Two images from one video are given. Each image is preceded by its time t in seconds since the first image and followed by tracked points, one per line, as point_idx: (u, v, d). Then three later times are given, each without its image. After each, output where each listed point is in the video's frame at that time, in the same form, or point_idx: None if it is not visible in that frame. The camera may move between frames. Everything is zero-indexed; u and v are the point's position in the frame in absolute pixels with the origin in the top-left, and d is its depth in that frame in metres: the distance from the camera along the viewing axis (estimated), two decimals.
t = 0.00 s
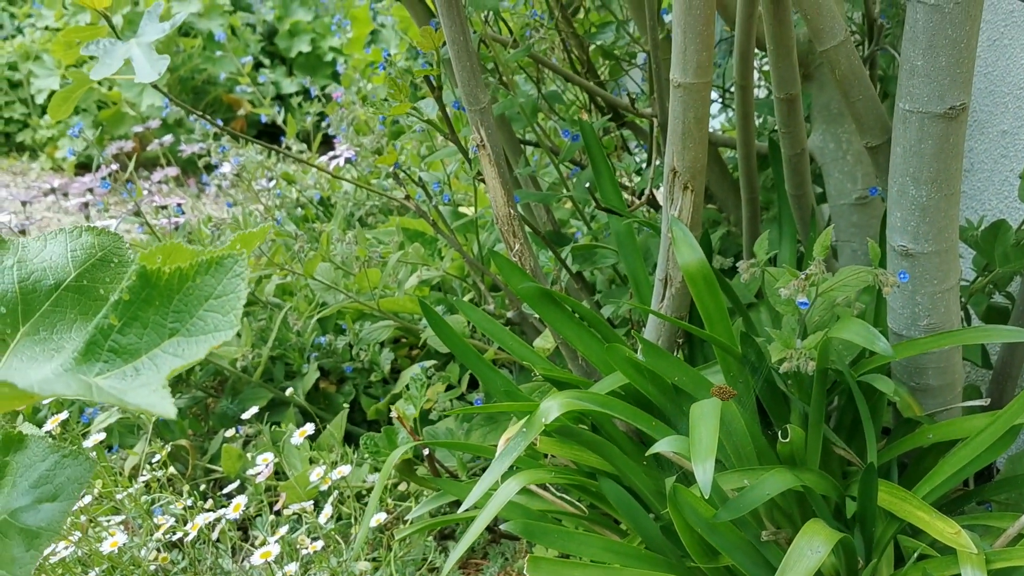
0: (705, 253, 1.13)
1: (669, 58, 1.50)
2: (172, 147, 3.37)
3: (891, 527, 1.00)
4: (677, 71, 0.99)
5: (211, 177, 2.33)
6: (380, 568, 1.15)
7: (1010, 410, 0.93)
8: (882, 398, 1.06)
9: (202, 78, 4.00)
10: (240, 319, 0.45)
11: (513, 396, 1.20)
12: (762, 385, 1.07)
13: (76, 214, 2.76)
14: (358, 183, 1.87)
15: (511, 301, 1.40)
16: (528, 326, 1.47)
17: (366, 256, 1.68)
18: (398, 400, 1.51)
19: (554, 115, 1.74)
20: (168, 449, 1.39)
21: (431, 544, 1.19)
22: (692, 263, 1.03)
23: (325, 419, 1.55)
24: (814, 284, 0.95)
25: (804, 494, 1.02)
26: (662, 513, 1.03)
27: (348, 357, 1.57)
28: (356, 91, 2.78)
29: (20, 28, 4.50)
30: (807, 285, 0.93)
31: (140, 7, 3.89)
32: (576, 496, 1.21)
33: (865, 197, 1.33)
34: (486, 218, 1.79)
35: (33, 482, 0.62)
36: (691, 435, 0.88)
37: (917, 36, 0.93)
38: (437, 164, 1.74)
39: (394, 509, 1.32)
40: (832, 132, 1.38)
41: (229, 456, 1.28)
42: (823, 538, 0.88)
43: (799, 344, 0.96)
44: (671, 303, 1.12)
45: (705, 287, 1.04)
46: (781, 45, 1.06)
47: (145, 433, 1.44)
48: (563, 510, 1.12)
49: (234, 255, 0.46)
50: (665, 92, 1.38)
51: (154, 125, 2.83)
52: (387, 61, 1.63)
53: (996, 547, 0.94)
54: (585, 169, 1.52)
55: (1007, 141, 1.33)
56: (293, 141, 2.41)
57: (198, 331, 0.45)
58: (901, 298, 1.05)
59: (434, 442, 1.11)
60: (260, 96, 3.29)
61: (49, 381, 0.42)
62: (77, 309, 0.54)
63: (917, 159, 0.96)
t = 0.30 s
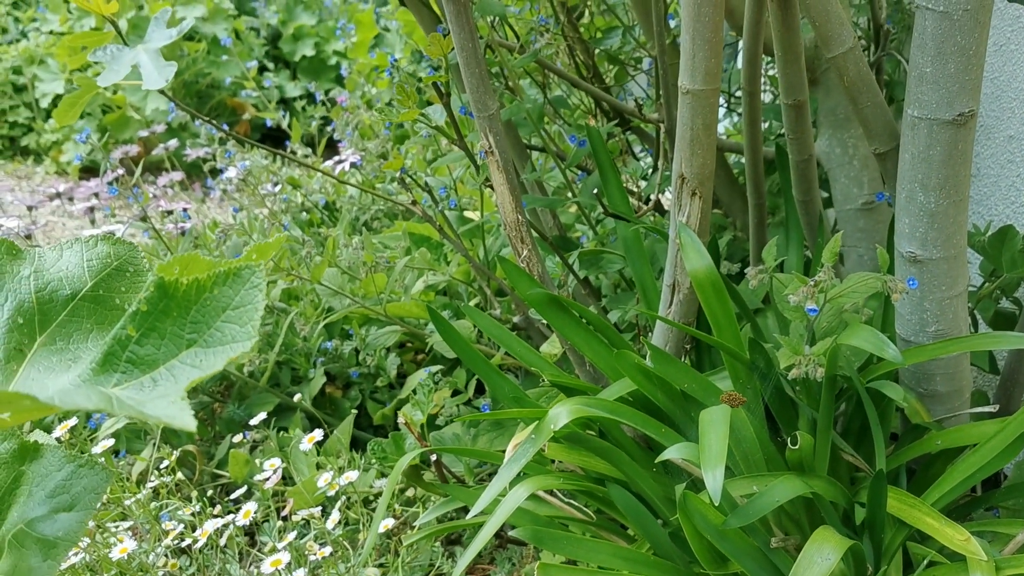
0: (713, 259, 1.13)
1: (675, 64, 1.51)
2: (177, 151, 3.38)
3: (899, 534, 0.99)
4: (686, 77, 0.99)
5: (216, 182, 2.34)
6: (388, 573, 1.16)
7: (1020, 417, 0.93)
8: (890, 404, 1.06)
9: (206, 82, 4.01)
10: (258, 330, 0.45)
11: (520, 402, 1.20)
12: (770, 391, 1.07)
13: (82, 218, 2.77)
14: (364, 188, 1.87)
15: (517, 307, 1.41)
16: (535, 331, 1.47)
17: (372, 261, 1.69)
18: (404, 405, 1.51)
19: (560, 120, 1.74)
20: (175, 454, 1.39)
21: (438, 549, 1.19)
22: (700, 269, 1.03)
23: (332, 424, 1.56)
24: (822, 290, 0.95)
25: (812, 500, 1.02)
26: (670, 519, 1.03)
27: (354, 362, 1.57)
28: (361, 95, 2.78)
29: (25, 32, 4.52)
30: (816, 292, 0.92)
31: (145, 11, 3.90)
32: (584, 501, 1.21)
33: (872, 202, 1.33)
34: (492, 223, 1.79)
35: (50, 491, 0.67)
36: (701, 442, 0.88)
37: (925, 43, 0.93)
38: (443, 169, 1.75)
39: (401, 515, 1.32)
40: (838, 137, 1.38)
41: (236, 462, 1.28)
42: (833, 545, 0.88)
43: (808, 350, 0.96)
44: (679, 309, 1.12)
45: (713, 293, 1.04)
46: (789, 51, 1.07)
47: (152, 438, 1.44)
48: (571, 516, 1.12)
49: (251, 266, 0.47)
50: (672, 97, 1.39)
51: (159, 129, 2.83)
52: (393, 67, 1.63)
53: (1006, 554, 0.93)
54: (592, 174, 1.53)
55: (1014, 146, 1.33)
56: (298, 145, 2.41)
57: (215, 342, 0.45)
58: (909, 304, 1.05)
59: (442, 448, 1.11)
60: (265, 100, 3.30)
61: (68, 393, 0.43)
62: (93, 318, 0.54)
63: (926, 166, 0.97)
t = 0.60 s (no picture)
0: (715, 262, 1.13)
1: (676, 68, 1.51)
2: (179, 154, 3.39)
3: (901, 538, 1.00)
4: (688, 82, 1.00)
5: (219, 185, 2.35)
6: None
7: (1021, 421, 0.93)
8: (891, 408, 1.06)
9: (209, 85, 4.02)
10: (263, 336, 0.45)
11: (523, 406, 1.21)
12: (771, 395, 1.07)
13: (85, 221, 2.78)
14: (366, 192, 1.88)
15: (519, 311, 1.41)
16: (537, 334, 1.48)
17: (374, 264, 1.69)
18: (406, 407, 1.51)
19: (561, 124, 1.75)
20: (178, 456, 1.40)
21: (440, 552, 1.19)
22: (701, 273, 1.04)
23: (334, 427, 1.56)
24: (824, 294, 0.95)
25: (814, 504, 1.02)
26: (672, 522, 1.03)
27: (357, 365, 1.57)
28: (363, 99, 2.79)
29: (28, 36, 4.53)
30: (818, 296, 0.93)
31: (147, 14, 3.92)
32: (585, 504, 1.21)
33: (873, 206, 1.33)
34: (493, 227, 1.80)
35: (57, 495, 0.67)
36: (703, 445, 0.88)
37: (926, 49, 0.93)
38: (446, 173, 1.75)
39: (403, 517, 1.32)
40: (839, 141, 1.39)
41: (239, 464, 1.28)
42: (834, 549, 0.88)
43: (809, 354, 0.97)
44: (681, 313, 1.12)
45: (715, 296, 1.05)
46: (791, 55, 1.07)
47: (155, 441, 1.45)
48: (573, 518, 1.12)
49: (257, 273, 0.47)
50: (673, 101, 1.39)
51: (163, 133, 2.84)
52: (395, 70, 1.64)
53: (1007, 557, 0.94)
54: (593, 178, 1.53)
55: (1015, 150, 1.33)
56: (301, 148, 2.42)
57: (221, 348, 0.45)
58: (910, 308, 1.05)
59: (444, 452, 1.12)
60: (267, 103, 3.31)
61: (75, 398, 0.43)
62: (99, 323, 0.55)
63: (927, 170, 0.97)
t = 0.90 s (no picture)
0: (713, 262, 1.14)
1: (675, 68, 1.51)
2: (179, 155, 3.39)
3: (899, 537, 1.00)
4: (686, 82, 1.00)
5: (218, 185, 2.35)
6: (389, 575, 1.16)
7: (1018, 420, 0.93)
8: (889, 407, 1.06)
9: (209, 85, 4.03)
10: (259, 335, 0.45)
11: (521, 406, 1.21)
12: (770, 395, 1.07)
13: (84, 221, 2.78)
14: (365, 192, 1.88)
15: (518, 311, 1.41)
16: (535, 334, 1.48)
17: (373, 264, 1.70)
18: (405, 407, 1.52)
19: (560, 124, 1.75)
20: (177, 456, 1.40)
21: (439, 552, 1.20)
22: (699, 272, 1.04)
23: (333, 427, 1.56)
24: (821, 294, 0.95)
25: (812, 503, 1.02)
26: (670, 522, 1.03)
27: (356, 365, 1.58)
28: (362, 99, 2.80)
29: (27, 36, 4.53)
30: (816, 296, 0.93)
31: (147, 15, 3.92)
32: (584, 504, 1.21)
33: (871, 206, 1.34)
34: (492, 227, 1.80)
35: (53, 494, 0.67)
36: (700, 445, 0.88)
37: (924, 49, 0.94)
38: (444, 173, 1.76)
39: (402, 517, 1.32)
40: (837, 141, 1.39)
41: (238, 464, 1.28)
42: (832, 548, 0.88)
43: (807, 353, 0.97)
44: (679, 313, 1.12)
45: (713, 297, 1.05)
46: (789, 55, 1.07)
47: (154, 440, 1.45)
48: (571, 518, 1.12)
49: (253, 272, 0.47)
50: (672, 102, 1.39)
51: (163, 133, 2.85)
52: (395, 71, 1.64)
53: (1004, 557, 0.94)
54: (592, 178, 1.53)
55: (1013, 150, 1.33)
56: (300, 149, 2.43)
57: (218, 347, 0.46)
58: (908, 308, 1.05)
59: (442, 451, 1.12)
60: (267, 104, 3.31)
61: (71, 397, 0.43)
62: (95, 323, 0.55)
63: (924, 170, 0.97)
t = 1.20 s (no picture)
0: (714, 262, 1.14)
1: (676, 68, 1.51)
2: (179, 155, 3.39)
3: (900, 538, 1.00)
4: (687, 83, 1.00)
5: (218, 185, 2.35)
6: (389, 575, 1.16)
7: (1019, 421, 0.93)
8: (890, 408, 1.06)
9: (209, 85, 4.03)
10: (261, 336, 0.45)
11: (522, 406, 1.21)
12: (770, 396, 1.07)
13: (84, 221, 2.78)
14: (366, 192, 1.88)
15: (519, 311, 1.41)
16: (536, 334, 1.49)
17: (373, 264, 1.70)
18: (406, 407, 1.52)
19: (561, 124, 1.75)
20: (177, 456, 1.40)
21: (440, 552, 1.20)
22: (701, 273, 1.04)
23: (333, 427, 1.56)
24: (823, 294, 0.95)
25: (813, 504, 1.02)
26: (671, 522, 1.03)
27: (356, 365, 1.58)
28: (362, 99, 2.80)
29: (27, 36, 4.53)
30: (817, 297, 0.93)
31: (147, 15, 3.92)
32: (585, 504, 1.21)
33: (872, 206, 1.34)
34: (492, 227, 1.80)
35: (56, 496, 0.67)
36: (701, 446, 0.88)
37: (925, 49, 0.94)
38: (445, 173, 1.76)
39: (403, 518, 1.32)
40: (838, 141, 1.39)
41: (239, 464, 1.29)
42: (833, 549, 0.88)
43: (808, 354, 0.97)
44: (680, 313, 1.13)
45: (714, 297, 1.05)
46: (790, 56, 1.07)
47: (154, 441, 1.45)
48: (572, 519, 1.12)
49: (256, 273, 0.47)
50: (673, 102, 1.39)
51: (163, 133, 2.85)
52: (395, 71, 1.64)
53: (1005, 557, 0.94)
54: (593, 178, 1.54)
55: (1014, 151, 1.33)
56: (300, 149, 2.43)
57: (220, 348, 0.45)
58: (909, 308, 1.06)
59: (443, 452, 1.12)
60: (267, 104, 3.31)
61: (74, 400, 0.43)
62: (97, 323, 0.55)
63: (925, 171, 0.97)
